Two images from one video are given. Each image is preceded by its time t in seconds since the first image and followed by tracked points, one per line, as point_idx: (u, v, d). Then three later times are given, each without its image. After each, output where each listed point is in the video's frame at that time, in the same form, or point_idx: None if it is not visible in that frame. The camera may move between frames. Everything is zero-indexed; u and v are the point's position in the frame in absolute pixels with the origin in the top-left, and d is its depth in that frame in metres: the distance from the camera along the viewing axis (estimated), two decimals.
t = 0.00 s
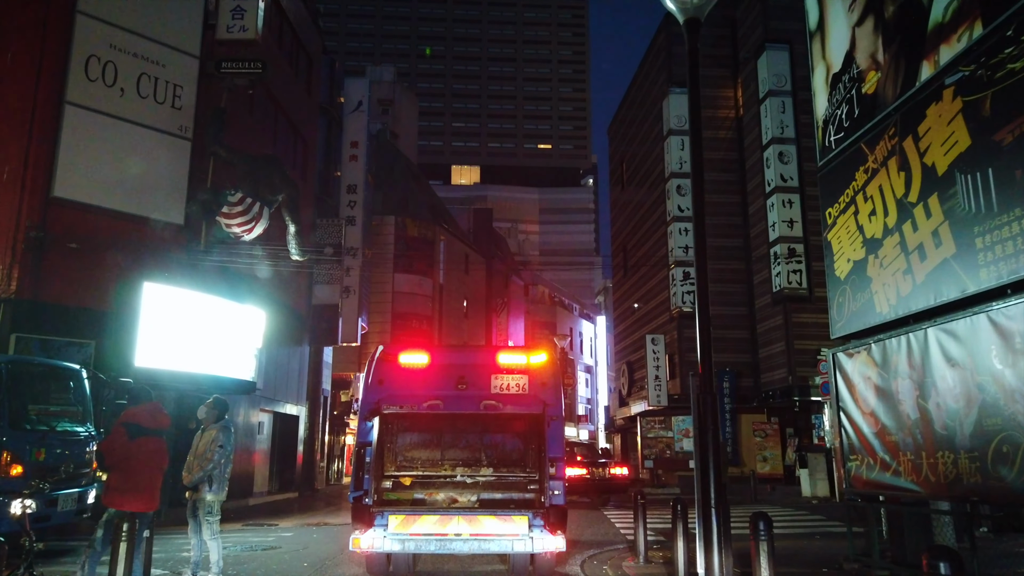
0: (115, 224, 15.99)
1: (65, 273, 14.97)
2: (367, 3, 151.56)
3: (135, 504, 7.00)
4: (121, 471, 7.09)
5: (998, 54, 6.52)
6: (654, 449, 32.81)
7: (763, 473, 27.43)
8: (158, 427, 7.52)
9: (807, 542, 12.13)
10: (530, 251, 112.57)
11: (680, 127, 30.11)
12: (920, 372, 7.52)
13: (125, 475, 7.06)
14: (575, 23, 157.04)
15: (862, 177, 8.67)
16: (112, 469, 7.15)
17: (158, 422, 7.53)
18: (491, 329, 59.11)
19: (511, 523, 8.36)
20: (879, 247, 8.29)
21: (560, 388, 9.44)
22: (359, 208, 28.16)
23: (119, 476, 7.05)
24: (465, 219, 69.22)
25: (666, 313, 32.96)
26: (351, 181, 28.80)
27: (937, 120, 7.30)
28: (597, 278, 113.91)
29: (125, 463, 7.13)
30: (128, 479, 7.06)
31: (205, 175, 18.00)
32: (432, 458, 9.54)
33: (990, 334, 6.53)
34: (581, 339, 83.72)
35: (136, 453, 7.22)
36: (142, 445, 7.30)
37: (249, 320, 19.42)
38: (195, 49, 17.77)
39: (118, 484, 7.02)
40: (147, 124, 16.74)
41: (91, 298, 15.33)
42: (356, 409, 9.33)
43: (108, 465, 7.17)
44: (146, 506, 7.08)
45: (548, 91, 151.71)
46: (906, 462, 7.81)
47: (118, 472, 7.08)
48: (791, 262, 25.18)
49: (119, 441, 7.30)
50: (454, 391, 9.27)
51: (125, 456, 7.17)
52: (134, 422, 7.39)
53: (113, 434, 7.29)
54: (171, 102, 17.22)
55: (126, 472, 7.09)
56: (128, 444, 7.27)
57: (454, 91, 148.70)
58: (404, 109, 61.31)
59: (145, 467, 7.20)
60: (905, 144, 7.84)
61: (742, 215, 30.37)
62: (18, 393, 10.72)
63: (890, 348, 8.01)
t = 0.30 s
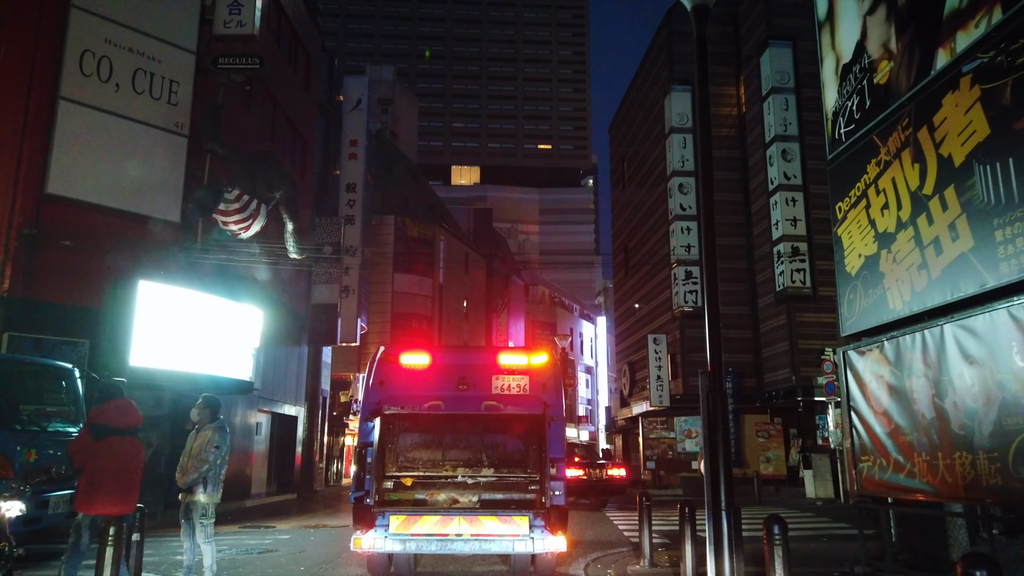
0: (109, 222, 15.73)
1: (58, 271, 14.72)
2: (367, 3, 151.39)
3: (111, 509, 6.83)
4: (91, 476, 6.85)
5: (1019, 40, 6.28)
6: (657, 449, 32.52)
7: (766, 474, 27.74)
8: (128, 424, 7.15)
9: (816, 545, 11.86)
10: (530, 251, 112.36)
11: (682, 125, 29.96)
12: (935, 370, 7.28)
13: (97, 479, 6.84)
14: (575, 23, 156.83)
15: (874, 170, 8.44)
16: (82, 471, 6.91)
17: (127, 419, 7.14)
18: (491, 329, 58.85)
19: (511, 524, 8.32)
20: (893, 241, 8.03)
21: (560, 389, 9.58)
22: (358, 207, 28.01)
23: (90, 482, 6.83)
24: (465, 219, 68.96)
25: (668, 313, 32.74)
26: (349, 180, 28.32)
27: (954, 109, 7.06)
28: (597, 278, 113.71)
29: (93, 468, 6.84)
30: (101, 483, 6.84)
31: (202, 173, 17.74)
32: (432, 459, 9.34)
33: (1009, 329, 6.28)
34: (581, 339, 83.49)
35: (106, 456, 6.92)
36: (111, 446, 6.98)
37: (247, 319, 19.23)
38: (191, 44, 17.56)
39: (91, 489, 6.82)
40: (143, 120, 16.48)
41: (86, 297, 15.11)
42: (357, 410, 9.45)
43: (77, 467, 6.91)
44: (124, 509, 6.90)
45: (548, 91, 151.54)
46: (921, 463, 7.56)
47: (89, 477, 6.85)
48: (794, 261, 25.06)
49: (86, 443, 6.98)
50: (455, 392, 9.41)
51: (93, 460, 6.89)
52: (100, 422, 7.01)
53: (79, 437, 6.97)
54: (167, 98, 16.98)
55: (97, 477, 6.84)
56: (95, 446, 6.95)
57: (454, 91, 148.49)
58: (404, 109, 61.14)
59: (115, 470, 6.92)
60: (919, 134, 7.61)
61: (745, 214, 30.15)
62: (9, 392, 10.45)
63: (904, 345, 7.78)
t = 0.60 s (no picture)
0: (103, 218, 15.48)
1: (51, 267, 14.45)
2: (367, 3, 151.03)
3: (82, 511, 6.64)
4: (60, 476, 6.64)
5: None
6: (659, 449, 32.27)
7: (769, 475, 27.35)
8: (97, 423, 7.00)
9: (823, 546, 11.62)
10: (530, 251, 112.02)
11: (685, 123, 29.88)
12: (951, 367, 7.04)
13: (67, 479, 6.64)
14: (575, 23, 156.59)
15: (886, 163, 8.23)
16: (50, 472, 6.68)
17: (96, 417, 6.98)
18: (491, 329, 58.60)
19: (512, 522, 8.40)
20: (906, 235, 7.82)
21: (562, 388, 9.38)
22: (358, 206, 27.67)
23: (60, 482, 6.62)
24: (465, 219, 68.70)
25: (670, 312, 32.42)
26: (348, 179, 28.04)
27: (971, 98, 6.83)
28: (597, 279, 113.41)
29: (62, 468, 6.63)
30: (70, 484, 6.65)
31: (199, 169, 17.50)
32: (434, 459, 9.40)
33: None
34: (581, 339, 83.24)
35: (74, 455, 6.74)
36: (79, 445, 6.80)
37: (245, 318, 19.04)
38: (189, 39, 17.37)
39: (61, 490, 6.61)
40: (139, 115, 16.27)
41: (81, 294, 14.87)
42: (359, 410, 9.29)
43: (45, 469, 6.68)
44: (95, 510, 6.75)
45: (548, 91, 151.35)
46: (936, 463, 7.32)
47: (57, 479, 6.63)
48: (797, 259, 24.80)
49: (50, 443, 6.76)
50: (456, 393, 9.28)
51: (61, 460, 6.68)
52: (67, 420, 6.82)
53: (44, 436, 6.74)
54: (164, 94, 16.76)
55: (66, 477, 6.65)
56: (61, 446, 6.74)
57: (454, 90, 148.26)
58: (404, 108, 60.89)
59: (85, 470, 6.75)
60: (934, 124, 7.38)
61: (748, 212, 29.89)
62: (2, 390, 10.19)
63: (918, 342, 7.56)
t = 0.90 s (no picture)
0: (97, 214, 15.25)
1: (44, 263, 14.24)
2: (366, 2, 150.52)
3: (61, 510, 6.45)
4: (38, 476, 6.44)
5: None
6: (660, 450, 32.13)
7: (772, 475, 26.65)
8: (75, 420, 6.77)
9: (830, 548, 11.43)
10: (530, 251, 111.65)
11: (687, 120, 29.78)
12: (968, 364, 6.82)
13: (45, 479, 6.44)
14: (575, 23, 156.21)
15: (898, 155, 8.02)
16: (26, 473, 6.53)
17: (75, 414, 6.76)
18: (491, 329, 58.39)
19: (512, 521, 8.80)
20: (919, 229, 7.60)
21: (562, 389, 9.78)
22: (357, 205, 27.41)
23: (38, 482, 6.42)
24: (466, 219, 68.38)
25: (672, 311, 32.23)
26: (348, 176, 27.78)
27: (990, 86, 6.60)
28: (597, 279, 113.04)
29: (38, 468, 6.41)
30: (46, 484, 6.43)
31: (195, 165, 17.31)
32: (435, 458, 9.85)
33: None
34: (581, 339, 82.96)
35: (51, 454, 6.52)
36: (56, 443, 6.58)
37: (243, 316, 18.81)
38: (185, 34, 17.13)
39: (39, 491, 6.40)
40: (135, 110, 16.04)
41: (74, 292, 14.65)
42: (362, 410, 9.72)
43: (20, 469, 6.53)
44: (76, 509, 6.56)
45: (548, 90, 151.03)
46: (951, 462, 7.11)
47: (34, 479, 6.43)
48: (801, 257, 24.82)
49: (26, 442, 6.57)
50: (457, 392, 9.75)
51: (38, 458, 6.48)
52: (44, 419, 6.60)
53: (18, 435, 6.54)
54: (160, 89, 16.52)
55: (44, 477, 6.44)
56: (39, 444, 6.54)
57: (454, 90, 147.87)
58: (404, 106, 60.56)
59: (65, 468, 6.53)
60: (950, 113, 7.15)
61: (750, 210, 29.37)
62: None
63: (932, 338, 7.33)
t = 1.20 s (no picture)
0: (92, 212, 15.04)
1: (40, 260, 14.06)
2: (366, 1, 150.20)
3: (49, 511, 6.25)
4: (26, 475, 6.23)
5: None
6: (662, 450, 31.99)
7: (775, 475, 26.51)
8: (65, 418, 6.56)
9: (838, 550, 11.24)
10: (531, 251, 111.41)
11: (689, 118, 29.77)
12: (986, 361, 6.60)
13: (34, 478, 6.23)
14: (576, 22, 155.87)
15: (911, 146, 7.80)
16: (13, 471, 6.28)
17: (65, 411, 6.56)
18: (491, 328, 58.21)
19: (513, 521, 8.82)
20: (934, 222, 7.37)
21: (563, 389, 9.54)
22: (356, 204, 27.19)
23: (26, 482, 6.20)
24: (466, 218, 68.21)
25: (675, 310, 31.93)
26: (348, 174, 27.52)
27: (1008, 73, 6.39)
28: (598, 279, 112.86)
29: (28, 467, 6.20)
30: (36, 483, 6.23)
31: (192, 161, 17.12)
32: (437, 458, 9.72)
33: None
34: (582, 339, 82.67)
35: (43, 451, 6.31)
36: (46, 441, 6.36)
37: (240, 314, 18.58)
38: (182, 29, 16.91)
39: (28, 490, 6.20)
40: (132, 106, 15.82)
41: (69, 289, 14.43)
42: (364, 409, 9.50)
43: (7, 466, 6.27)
44: (64, 510, 6.36)
45: (548, 90, 150.71)
46: (968, 462, 6.88)
47: (22, 478, 6.21)
48: (805, 255, 24.73)
49: (14, 440, 6.33)
50: (458, 392, 9.55)
51: (26, 457, 6.26)
52: (33, 416, 6.38)
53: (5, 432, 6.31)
54: (156, 84, 16.31)
55: (32, 477, 6.23)
56: (28, 442, 6.32)
57: (454, 89, 147.59)
58: (404, 105, 60.28)
59: (54, 468, 6.33)
60: (965, 103, 6.95)
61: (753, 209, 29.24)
62: None
63: (948, 333, 7.12)
